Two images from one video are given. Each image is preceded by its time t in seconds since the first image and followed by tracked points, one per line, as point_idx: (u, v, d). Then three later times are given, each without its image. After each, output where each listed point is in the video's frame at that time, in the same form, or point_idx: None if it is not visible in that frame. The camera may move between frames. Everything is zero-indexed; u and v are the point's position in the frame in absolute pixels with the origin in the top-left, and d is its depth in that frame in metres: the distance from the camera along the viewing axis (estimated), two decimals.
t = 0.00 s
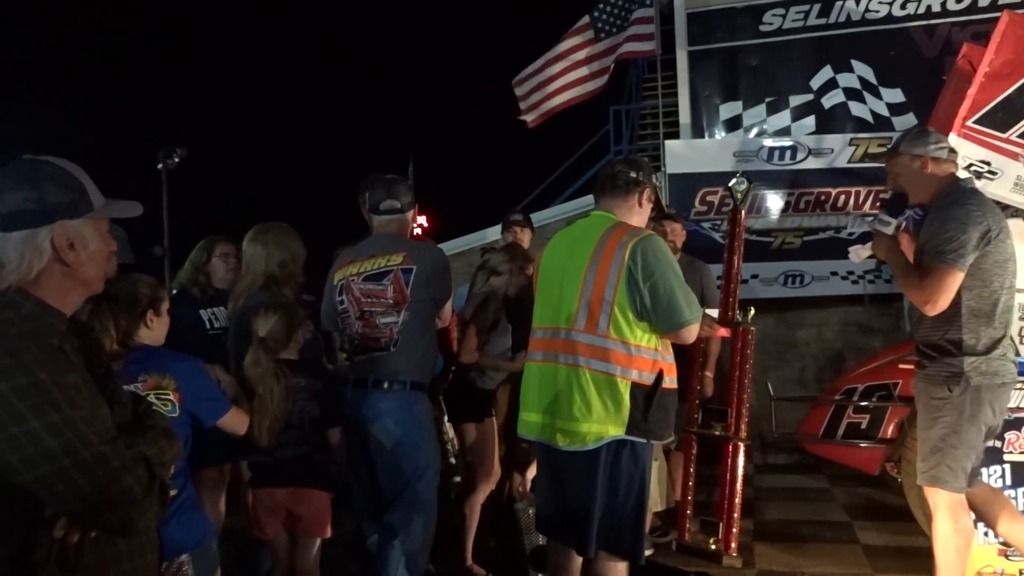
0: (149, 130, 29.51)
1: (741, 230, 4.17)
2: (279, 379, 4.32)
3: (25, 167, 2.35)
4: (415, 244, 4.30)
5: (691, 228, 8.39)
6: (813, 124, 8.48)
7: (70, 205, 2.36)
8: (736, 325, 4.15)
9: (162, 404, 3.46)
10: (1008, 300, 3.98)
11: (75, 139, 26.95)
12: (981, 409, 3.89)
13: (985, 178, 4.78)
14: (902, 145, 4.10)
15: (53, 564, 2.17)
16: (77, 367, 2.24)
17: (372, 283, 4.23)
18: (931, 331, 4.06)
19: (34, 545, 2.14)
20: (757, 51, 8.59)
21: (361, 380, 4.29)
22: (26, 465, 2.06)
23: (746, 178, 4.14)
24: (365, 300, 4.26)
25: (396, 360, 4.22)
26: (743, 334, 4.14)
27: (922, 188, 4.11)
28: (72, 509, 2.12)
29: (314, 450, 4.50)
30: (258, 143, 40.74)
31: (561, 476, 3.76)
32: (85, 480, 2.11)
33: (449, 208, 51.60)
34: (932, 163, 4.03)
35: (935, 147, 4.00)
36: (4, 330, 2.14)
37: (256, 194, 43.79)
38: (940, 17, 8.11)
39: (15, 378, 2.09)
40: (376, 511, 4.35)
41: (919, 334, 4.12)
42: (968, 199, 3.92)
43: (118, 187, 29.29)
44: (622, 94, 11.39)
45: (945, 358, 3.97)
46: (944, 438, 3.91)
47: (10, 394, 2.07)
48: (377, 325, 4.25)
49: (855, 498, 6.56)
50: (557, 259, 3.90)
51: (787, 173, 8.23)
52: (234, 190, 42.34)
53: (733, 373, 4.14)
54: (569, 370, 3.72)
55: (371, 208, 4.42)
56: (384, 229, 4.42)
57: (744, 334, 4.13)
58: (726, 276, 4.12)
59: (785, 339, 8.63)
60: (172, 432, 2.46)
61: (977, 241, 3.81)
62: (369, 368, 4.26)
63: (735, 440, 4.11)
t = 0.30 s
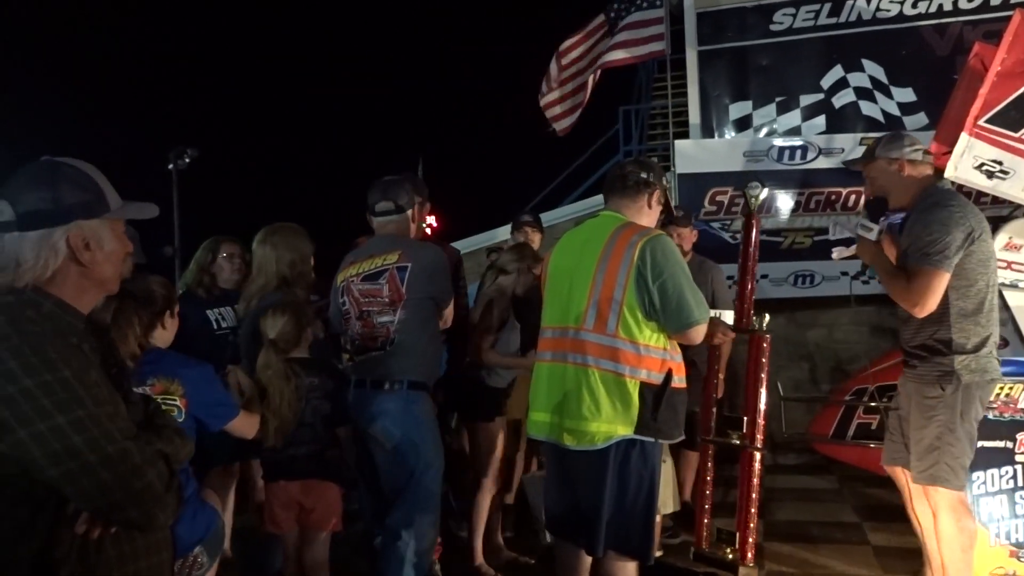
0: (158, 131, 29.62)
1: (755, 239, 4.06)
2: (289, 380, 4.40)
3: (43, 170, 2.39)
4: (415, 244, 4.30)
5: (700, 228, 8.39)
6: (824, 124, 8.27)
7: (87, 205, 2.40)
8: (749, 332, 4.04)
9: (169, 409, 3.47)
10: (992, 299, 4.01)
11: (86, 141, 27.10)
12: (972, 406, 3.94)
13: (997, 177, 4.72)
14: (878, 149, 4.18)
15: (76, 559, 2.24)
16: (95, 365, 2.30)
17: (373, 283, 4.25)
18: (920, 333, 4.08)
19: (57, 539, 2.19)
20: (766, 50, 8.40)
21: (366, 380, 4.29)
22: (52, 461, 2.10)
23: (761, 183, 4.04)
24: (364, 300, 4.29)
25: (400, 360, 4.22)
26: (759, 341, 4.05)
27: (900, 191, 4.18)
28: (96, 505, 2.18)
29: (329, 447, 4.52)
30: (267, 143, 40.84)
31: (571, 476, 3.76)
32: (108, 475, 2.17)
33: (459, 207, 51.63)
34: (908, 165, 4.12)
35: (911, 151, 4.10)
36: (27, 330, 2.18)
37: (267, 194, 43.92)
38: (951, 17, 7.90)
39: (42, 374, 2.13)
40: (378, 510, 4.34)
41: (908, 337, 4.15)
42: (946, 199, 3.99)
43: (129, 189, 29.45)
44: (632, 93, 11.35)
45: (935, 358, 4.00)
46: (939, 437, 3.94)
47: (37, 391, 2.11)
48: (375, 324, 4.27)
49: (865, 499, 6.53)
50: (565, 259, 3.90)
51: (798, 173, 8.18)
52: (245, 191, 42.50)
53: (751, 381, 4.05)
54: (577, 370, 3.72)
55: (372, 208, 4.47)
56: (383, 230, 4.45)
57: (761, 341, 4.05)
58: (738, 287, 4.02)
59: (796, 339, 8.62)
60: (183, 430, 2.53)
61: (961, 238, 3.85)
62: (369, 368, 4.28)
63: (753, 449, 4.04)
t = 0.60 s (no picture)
0: (160, 133, 29.64)
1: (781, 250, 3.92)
2: (292, 382, 4.41)
3: (50, 172, 2.40)
4: (405, 246, 4.29)
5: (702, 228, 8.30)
6: (827, 124, 8.24)
7: (94, 207, 2.39)
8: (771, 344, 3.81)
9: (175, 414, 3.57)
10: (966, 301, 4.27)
11: (89, 143, 27.12)
12: (951, 403, 4.14)
13: (999, 177, 4.72)
14: (858, 156, 4.37)
15: (81, 559, 2.26)
16: (102, 366, 2.30)
17: (365, 287, 4.30)
18: (898, 334, 4.25)
19: (61, 540, 2.21)
20: (769, 51, 8.37)
21: (366, 383, 4.30)
22: (55, 462, 2.12)
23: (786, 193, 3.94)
24: (359, 303, 4.34)
25: (398, 362, 4.23)
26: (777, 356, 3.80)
27: (877, 195, 4.37)
28: (99, 505, 2.18)
29: (336, 447, 4.53)
30: (270, 145, 40.86)
31: (575, 477, 3.75)
32: (112, 476, 2.17)
33: (462, 208, 51.68)
34: (888, 171, 4.33)
35: (889, 159, 4.32)
36: (34, 331, 2.20)
37: (269, 196, 43.95)
38: (953, 16, 7.90)
39: (46, 376, 2.14)
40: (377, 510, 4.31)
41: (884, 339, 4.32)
42: (924, 205, 4.24)
43: (132, 190, 29.49)
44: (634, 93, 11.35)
45: (914, 358, 4.18)
46: (921, 435, 4.11)
47: (42, 393, 2.12)
48: (369, 327, 4.30)
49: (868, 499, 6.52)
50: (568, 259, 3.91)
51: (800, 173, 8.12)
52: (248, 193, 42.56)
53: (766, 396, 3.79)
54: (579, 370, 3.72)
55: (370, 211, 4.48)
56: (381, 231, 4.45)
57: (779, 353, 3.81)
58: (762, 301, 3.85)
59: (799, 338, 8.61)
60: (189, 431, 2.52)
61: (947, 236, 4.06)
62: (367, 369, 4.30)
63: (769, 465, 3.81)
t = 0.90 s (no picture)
0: (160, 134, 29.61)
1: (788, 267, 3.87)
2: (295, 384, 4.35)
3: (50, 172, 2.40)
4: (409, 248, 4.26)
5: (701, 231, 7.99)
6: (827, 126, 8.05)
7: (94, 208, 2.38)
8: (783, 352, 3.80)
9: (190, 395, 3.87)
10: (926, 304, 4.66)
11: (88, 144, 27.07)
12: (916, 397, 4.47)
13: (999, 180, 4.73)
14: (834, 166, 4.61)
15: (81, 559, 2.26)
16: (101, 366, 2.30)
17: (367, 287, 4.30)
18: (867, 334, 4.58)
19: (61, 541, 2.21)
20: (769, 52, 8.13)
21: (367, 384, 4.31)
22: (54, 463, 2.12)
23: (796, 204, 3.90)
24: (362, 303, 4.33)
25: (395, 365, 4.23)
26: (790, 361, 3.81)
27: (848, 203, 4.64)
28: (99, 506, 2.18)
29: (338, 448, 4.52)
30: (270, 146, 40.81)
31: (575, 480, 3.74)
32: (111, 477, 2.17)
33: (462, 209, 51.68)
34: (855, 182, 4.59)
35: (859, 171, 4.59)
36: (32, 332, 2.21)
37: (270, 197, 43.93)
38: (954, 18, 7.74)
39: (44, 377, 2.15)
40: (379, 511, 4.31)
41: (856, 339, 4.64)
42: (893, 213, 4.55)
43: (132, 191, 29.46)
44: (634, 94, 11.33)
45: (884, 352, 4.51)
46: (891, 425, 4.44)
47: (40, 394, 2.13)
48: (369, 328, 4.32)
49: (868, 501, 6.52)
50: (568, 259, 3.91)
51: (800, 176, 7.86)
52: (248, 194, 42.55)
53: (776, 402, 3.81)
54: (578, 371, 3.73)
55: (380, 210, 4.47)
56: (388, 230, 4.43)
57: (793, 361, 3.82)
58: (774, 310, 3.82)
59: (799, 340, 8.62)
60: (191, 431, 2.52)
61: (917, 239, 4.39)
62: (370, 368, 4.31)
63: (782, 471, 3.79)
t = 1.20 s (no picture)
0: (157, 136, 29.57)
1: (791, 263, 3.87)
2: (300, 387, 4.36)
3: (48, 174, 2.40)
4: (410, 248, 4.27)
5: (699, 232, 7.97)
6: (824, 128, 8.04)
7: (92, 210, 2.39)
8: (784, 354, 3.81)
9: (195, 324, 4.19)
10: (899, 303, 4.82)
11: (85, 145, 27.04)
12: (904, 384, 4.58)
13: (996, 181, 4.73)
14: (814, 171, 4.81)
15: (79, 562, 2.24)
16: (99, 367, 2.30)
17: (368, 286, 4.29)
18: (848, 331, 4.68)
19: (60, 543, 2.20)
20: (767, 54, 8.13)
21: (368, 384, 4.30)
22: (53, 465, 2.11)
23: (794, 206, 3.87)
24: (364, 303, 4.31)
25: (394, 366, 4.22)
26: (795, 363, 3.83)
27: (823, 206, 4.81)
28: (98, 508, 2.17)
29: (338, 451, 4.51)
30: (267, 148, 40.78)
31: (573, 483, 3.73)
32: (110, 479, 2.17)
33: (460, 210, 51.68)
34: (829, 186, 4.82)
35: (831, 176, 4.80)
36: (31, 332, 2.20)
37: (267, 198, 43.91)
38: (951, 20, 7.74)
39: (43, 378, 2.14)
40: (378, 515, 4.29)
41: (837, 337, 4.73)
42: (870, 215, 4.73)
43: (129, 193, 29.42)
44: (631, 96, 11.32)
45: (875, 339, 4.59)
46: (882, 411, 4.52)
47: (38, 395, 2.12)
48: (370, 328, 4.31)
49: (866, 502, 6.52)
50: (565, 260, 3.91)
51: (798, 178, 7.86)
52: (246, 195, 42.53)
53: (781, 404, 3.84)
54: (576, 373, 3.72)
55: (392, 208, 4.45)
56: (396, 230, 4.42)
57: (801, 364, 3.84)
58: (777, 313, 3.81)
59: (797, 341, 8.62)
60: (188, 432, 2.53)
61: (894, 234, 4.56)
62: (370, 369, 4.31)
63: (791, 471, 3.81)
